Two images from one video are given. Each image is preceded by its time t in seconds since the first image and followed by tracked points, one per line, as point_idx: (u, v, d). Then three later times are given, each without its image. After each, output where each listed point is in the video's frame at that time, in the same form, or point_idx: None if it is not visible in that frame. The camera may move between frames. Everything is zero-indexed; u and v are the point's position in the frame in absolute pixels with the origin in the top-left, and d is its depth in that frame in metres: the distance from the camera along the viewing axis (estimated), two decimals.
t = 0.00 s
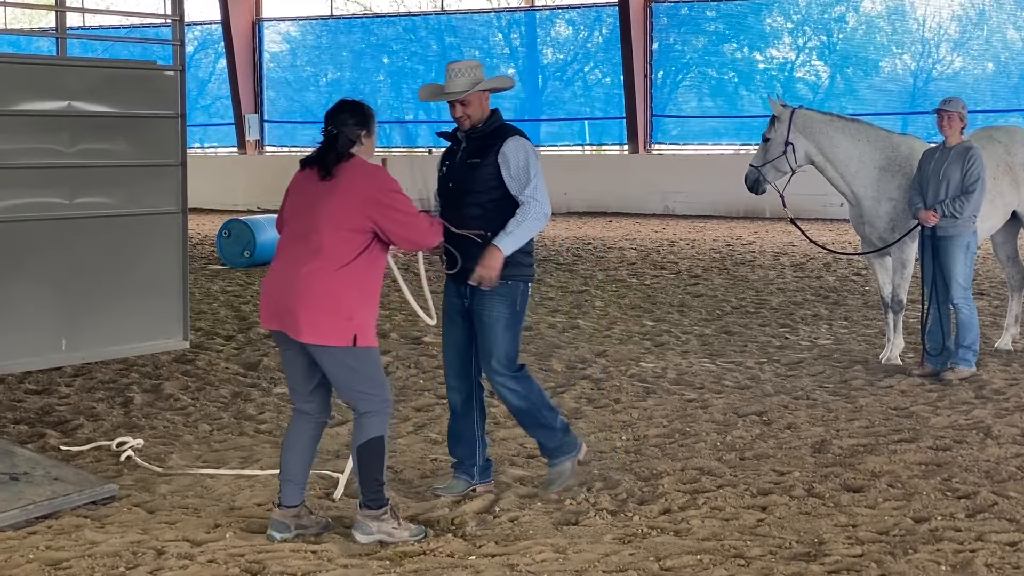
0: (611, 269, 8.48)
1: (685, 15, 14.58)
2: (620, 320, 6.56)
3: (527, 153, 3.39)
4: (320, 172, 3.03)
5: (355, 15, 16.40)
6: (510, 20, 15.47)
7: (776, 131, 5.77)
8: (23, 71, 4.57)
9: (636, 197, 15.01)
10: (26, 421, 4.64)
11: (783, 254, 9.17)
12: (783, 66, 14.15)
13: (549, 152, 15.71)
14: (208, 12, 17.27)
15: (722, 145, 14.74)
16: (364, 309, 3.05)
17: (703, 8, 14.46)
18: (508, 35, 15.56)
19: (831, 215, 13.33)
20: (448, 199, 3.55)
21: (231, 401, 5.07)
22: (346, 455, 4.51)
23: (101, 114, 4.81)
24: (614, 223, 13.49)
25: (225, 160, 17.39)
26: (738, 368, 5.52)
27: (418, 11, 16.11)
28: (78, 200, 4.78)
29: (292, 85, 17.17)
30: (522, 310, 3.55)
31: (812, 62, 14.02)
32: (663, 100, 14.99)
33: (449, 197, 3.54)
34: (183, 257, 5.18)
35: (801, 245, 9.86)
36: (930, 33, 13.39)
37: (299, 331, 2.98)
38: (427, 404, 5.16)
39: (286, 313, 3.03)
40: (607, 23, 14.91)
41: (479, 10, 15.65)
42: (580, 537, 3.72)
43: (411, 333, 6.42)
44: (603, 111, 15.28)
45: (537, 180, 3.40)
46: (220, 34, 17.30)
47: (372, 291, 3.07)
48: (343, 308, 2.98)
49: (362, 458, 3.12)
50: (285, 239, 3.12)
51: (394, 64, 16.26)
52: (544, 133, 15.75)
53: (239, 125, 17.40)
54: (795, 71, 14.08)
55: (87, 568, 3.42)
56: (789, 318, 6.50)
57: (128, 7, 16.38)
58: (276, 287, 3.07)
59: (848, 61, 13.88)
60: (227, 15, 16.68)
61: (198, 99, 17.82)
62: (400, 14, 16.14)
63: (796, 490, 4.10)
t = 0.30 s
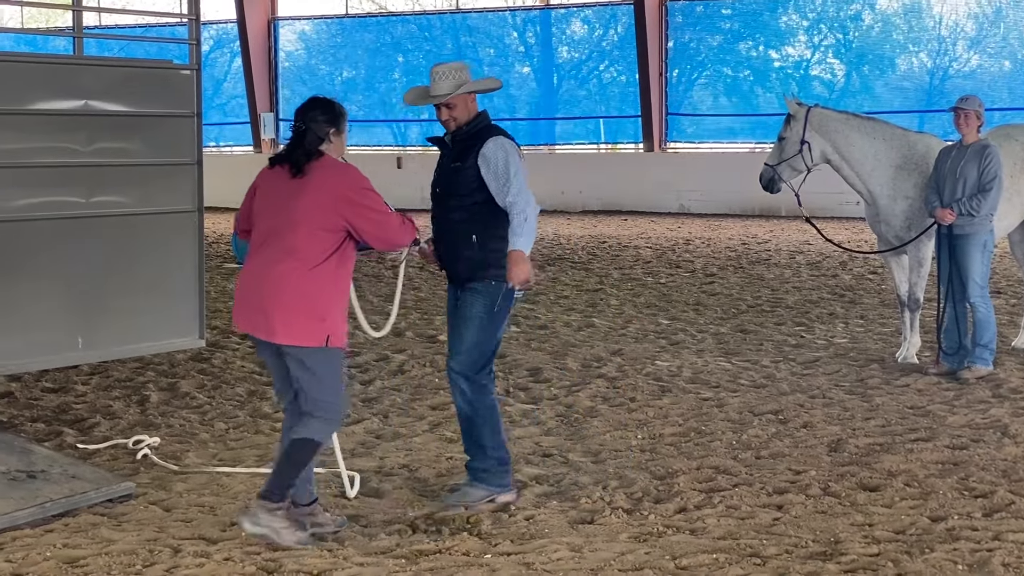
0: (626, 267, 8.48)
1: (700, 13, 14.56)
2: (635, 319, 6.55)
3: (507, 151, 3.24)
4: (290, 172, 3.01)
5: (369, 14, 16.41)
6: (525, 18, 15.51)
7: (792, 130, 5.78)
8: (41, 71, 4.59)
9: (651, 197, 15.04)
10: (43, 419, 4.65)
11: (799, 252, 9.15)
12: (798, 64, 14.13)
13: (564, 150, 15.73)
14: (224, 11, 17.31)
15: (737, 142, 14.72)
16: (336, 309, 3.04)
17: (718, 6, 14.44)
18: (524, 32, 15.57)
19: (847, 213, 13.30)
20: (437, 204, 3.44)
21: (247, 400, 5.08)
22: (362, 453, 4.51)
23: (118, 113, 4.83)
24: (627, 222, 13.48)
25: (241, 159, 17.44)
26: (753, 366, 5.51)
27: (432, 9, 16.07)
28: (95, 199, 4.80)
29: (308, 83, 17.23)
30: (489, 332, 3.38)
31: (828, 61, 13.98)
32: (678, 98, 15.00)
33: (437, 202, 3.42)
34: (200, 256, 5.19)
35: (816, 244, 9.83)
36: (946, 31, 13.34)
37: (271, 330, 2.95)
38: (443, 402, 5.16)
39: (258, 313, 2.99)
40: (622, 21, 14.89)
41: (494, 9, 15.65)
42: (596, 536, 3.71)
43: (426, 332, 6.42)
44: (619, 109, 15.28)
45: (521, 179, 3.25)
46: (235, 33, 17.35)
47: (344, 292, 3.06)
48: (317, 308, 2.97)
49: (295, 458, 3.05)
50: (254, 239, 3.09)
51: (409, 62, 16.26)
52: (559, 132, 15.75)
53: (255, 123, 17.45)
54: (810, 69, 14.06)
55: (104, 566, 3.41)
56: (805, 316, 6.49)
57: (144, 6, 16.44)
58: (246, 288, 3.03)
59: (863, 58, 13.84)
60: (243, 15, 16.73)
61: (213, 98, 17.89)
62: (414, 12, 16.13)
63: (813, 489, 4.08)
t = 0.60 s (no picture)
0: (646, 265, 8.47)
1: (720, 11, 14.55)
2: (655, 316, 6.54)
3: (476, 159, 3.19)
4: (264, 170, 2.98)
5: (388, 12, 16.42)
6: (544, 15, 15.46)
7: (814, 130, 5.74)
8: (65, 72, 4.97)
9: (670, 194, 15.05)
10: (65, 416, 4.64)
11: (819, 250, 9.13)
12: (818, 62, 14.10)
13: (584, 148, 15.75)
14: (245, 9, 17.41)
15: (757, 140, 14.72)
16: (309, 312, 3.02)
17: (737, 3, 14.41)
18: (543, 31, 15.53)
19: (867, 211, 13.26)
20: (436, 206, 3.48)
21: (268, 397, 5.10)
22: (381, 451, 4.52)
23: (136, 111, 5.21)
24: (646, 219, 13.47)
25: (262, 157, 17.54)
26: (774, 364, 5.51)
27: (452, 7, 16.06)
28: (117, 195, 5.19)
29: (326, 80, 17.26)
30: (482, 352, 3.38)
31: (848, 58, 13.95)
32: (698, 95, 15.00)
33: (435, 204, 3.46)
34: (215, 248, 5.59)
35: (836, 242, 9.80)
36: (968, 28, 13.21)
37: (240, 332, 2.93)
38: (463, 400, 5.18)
39: (229, 313, 2.98)
40: (642, 19, 14.82)
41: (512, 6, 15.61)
42: (616, 534, 3.70)
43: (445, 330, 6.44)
44: (638, 106, 15.24)
45: (488, 186, 3.18)
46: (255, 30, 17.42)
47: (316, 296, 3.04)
48: (289, 311, 2.96)
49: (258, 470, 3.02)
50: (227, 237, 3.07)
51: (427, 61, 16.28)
52: (579, 129, 15.75)
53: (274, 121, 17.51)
54: (830, 66, 14.03)
55: (126, 562, 3.42)
56: (825, 314, 6.47)
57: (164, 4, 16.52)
58: (219, 288, 3.01)
59: (884, 56, 13.79)
60: (263, 14, 16.81)
61: (234, 96, 17.99)
62: (433, 10, 16.12)
63: (833, 488, 4.07)
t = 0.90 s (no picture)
0: (668, 263, 8.45)
1: (743, 8, 14.49)
2: (678, 314, 6.53)
3: (460, 153, 3.19)
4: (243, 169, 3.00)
5: (411, 10, 16.40)
6: (567, 13, 15.50)
7: (841, 126, 5.69)
8: (89, 70, 5.01)
9: (693, 192, 14.97)
10: (90, 412, 4.66)
11: (842, 248, 9.11)
12: (843, 58, 14.05)
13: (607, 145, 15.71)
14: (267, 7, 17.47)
15: (781, 137, 14.70)
16: (291, 309, 3.03)
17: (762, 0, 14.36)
18: (566, 28, 15.58)
19: (893, 209, 13.21)
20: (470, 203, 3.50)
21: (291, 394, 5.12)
22: (404, 448, 4.52)
23: (161, 109, 5.26)
24: (667, 216, 13.43)
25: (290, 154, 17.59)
26: (797, 362, 5.49)
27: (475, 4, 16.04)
28: (141, 193, 5.23)
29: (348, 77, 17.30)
30: (472, 357, 3.37)
31: (872, 54, 13.90)
32: (722, 92, 14.98)
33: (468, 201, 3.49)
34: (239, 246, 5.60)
35: (860, 239, 9.76)
36: (993, 24, 13.18)
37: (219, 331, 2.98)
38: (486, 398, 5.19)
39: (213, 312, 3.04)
40: (665, 16, 14.83)
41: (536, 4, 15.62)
42: (639, 531, 3.69)
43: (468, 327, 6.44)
44: (661, 103, 15.27)
45: (461, 180, 3.17)
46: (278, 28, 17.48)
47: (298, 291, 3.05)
48: (266, 310, 2.97)
49: (269, 464, 3.04)
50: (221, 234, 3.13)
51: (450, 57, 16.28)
52: (602, 126, 15.72)
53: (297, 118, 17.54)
54: (855, 63, 13.98)
55: (150, 557, 3.41)
56: (849, 312, 6.45)
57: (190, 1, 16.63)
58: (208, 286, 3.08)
59: (909, 52, 13.75)
60: (286, 13, 16.87)
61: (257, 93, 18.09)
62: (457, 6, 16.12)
63: (857, 486, 4.05)
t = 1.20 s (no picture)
0: (696, 259, 8.42)
1: (771, 3, 14.46)
2: (705, 311, 6.52)
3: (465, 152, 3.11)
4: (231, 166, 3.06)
5: (438, 6, 16.45)
6: (594, 9, 15.49)
7: (873, 122, 5.67)
8: (117, 66, 4.99)
9: (722, 188, 14.83)
10: (118, 407, 4.68)
11: (871, 245, 9.07)
12: (871, 54, 14.02)
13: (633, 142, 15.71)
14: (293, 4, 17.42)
15: (809, 133, 14.66)
16: (262, 306, 3.01)
17: None
18: (593, 24, 15.56)
19: (921, 205, 13.17)
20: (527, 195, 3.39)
21: (318, 390, 5.15)
22: (432, 445, 4.52)
23: (189, 105, 5.24)
24: (696, 213, 13.40)
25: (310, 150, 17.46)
26: (825, 359, 5.47)
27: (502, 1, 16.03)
28: (167, 190, 5.25)
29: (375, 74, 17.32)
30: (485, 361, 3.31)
31: (901, 50, 13.85)
32: (749, 88, 14.94)
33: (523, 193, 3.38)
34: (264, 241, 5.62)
35: (889, 236, 9.72)
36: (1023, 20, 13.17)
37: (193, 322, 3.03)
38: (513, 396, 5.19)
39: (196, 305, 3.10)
40: (691, 12, 14.83)
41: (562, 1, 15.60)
42: (666, 528, 3.68)
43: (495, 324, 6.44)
44: (688, 99, 15.23)
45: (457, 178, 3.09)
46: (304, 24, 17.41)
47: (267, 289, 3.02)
48: (234, 305, 2.98)
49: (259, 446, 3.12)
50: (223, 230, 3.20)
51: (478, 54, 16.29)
52: (629, 123, 15.73)
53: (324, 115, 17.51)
54: (884, 59, 13.95)
55: (179, 553, 3.40)
56: (877, 310, 6.42)
57: None
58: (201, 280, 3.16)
59: (938, 48, 13.70)
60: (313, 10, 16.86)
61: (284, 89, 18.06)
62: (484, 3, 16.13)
63: (886, 484, 4.03)
